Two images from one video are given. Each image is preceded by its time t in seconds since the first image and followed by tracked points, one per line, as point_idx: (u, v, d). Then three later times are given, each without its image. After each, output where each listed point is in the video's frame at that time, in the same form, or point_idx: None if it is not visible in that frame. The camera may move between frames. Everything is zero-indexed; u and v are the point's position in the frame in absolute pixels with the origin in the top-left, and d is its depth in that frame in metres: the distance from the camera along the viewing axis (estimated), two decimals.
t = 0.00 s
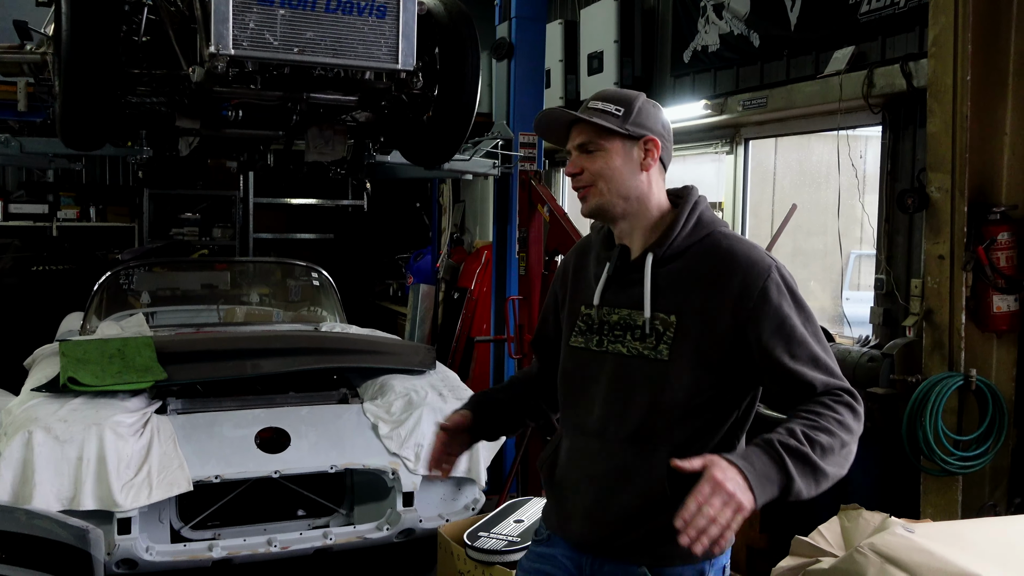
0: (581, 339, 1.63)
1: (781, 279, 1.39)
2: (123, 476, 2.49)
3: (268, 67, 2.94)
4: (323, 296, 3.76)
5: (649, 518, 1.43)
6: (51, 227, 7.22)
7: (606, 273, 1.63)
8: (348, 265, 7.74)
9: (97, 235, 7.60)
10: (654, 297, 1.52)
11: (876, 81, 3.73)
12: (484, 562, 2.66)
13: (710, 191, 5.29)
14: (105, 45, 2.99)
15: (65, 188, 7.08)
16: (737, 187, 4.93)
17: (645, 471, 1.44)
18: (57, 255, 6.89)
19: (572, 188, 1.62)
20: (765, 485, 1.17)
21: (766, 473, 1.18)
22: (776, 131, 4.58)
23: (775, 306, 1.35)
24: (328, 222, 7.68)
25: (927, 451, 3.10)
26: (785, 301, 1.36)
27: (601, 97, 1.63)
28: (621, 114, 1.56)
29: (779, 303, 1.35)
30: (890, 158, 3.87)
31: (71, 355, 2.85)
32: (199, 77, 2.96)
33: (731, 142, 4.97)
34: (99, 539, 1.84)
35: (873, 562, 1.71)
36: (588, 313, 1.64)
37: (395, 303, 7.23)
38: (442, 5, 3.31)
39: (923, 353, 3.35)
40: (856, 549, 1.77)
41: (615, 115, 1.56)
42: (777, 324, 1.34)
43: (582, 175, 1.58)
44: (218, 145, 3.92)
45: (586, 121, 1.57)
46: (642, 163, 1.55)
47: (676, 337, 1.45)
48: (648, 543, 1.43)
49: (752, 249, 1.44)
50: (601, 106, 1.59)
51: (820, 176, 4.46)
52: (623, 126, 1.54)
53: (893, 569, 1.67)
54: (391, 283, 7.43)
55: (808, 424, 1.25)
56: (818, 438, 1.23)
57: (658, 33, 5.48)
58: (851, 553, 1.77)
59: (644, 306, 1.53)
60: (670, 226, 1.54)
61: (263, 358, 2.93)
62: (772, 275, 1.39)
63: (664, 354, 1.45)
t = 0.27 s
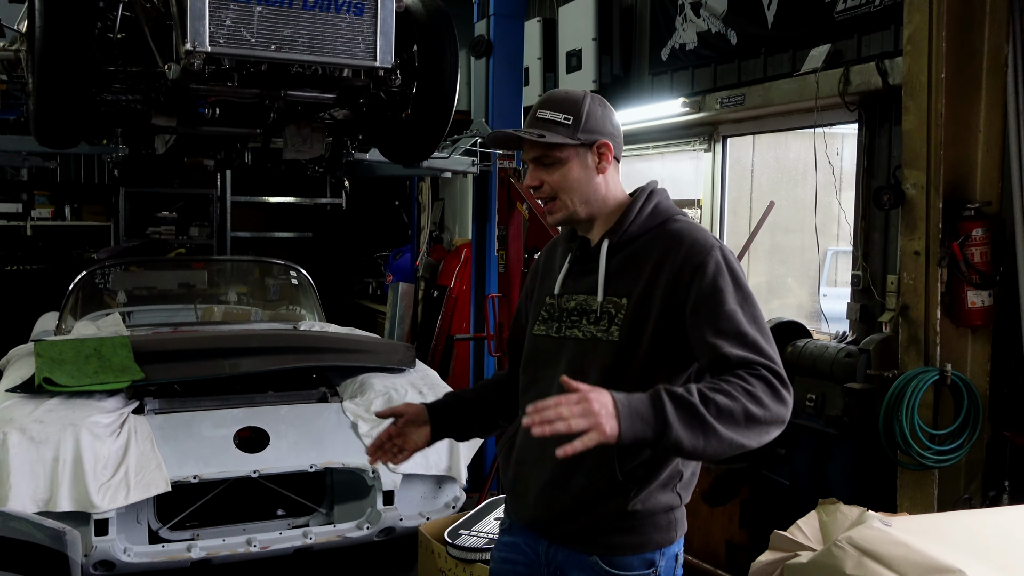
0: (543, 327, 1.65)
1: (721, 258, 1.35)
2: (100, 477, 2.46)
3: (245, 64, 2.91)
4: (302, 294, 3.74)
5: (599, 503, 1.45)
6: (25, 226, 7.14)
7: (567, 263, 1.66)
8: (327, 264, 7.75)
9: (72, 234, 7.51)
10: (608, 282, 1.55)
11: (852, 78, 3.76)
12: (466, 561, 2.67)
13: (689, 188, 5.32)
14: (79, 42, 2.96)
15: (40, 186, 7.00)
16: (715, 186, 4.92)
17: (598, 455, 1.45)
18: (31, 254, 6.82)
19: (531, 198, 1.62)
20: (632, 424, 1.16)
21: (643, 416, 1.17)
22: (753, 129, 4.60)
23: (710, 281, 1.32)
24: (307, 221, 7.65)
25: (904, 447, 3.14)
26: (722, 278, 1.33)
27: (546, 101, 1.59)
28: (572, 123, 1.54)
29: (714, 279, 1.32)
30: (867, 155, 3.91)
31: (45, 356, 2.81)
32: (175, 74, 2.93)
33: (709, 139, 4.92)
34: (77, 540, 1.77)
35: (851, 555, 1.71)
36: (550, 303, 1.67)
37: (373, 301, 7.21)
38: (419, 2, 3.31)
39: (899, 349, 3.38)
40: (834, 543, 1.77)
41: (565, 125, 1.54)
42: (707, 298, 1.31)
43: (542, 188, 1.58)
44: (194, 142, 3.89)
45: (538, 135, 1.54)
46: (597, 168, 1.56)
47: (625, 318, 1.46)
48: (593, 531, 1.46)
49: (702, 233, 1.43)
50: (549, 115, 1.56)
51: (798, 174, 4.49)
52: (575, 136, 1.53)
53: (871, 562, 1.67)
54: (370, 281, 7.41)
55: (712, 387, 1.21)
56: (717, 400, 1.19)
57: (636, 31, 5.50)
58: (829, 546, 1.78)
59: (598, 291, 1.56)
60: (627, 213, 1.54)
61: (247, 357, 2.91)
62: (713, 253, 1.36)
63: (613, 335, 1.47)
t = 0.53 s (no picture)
0: (518, 329, 1.66)
1: (688, 258, 1.40)
2: (89, 479, 2.45)
3: (234, 65, 2.91)
4: (292, 296, 3.77)
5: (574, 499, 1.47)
6: (13, 228, 7.11)
7: (536, 268, 1.69)
8: (318, 265, 7.75)
9: (62, 236, 7.49)
10: (573, 282, 1.57)
11: (839, 78, 3.78)
12: (455, 560, 2.68)
13: (678, 188, 5.33)
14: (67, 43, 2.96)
15: (28, 188, 6.95)
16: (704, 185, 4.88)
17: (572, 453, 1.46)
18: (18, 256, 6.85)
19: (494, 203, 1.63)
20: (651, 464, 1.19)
21: (656, 452, 1.19)
22: (742, 129, 4.62)
23: (680, 284, 1.36)
24: (298, 222, 7.65)
25: (894, 446, 3.15)
26: (690, 279, 1.37)
27: (508, 106, 1.59)
28: (530, 131, 1.54)
29: (683, 280, 1.36)
30: (854, 155, 3.93)
31: (33, 357, 2.79)
32: (163, 75, 2.92)
33: (698, 139, 4.92)
34: (66, 545, 1.82)
35: (840, 553, 1.72)
36: (525, 305, 1.68)
37: (364, 302, 7.22)
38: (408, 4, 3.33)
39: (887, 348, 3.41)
40: (823, 541, 1.78)
41: (523, 133, 1.54)
42: (679, 302, 1.35)
43: (504, 194, 1.59)
44: (182, 143, 3.89)
45: (496, 144, 1.54)
46: (556, 174, 1.57)
47: (592, 318, 1.48)
48: (571, 524, 1.48)
49: (665, 229, 1.45)
50: (509, 122, 1.56)
51: (787, 174, 4.51)
52: (533, 145, 1.54)
53: (860, 560, 1.68)
54: (360, 282, 7.41)
55: (706, 406, 1.26)
56: (714, 419, 1.24)
57: (625, 31, 5.51)
58: (818, 544, 1.79)
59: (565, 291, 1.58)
60: (591, 211, 1.57)
61: (239, 357, 2.90)
62: (680, 254, 1.40)
63: (580, 335, 1.49)
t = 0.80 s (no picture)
0: (518, 327, 1.67)
1: (691, 254, 1.46)
2: (92, 483, 2.47)
3: (235, 70, 2.92)
4: (294, 299, 3.74)
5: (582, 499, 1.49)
6: (16, 233, 7.14)
7: (536, 266, 1.71)
8: (320, 268, 7.75)
9: (65, 240, 7.52)
10: (579, 282, 1.60)
11: (839, 81, 3.80)
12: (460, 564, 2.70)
13: (679, 191, 5.34)
14: (69, 48, 2.97)
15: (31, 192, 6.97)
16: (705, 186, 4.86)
17: (580, 453, 1.49)
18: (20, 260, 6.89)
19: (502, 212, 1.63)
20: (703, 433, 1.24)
21: (705, 423, 1.25)
22: (742, 132, 4.63)
23: (685, 280, 1.43)
24: (299, 225, 7.67)
25: (894, 447, 3.16)
26: (695, 274, 1.44)
27: (521, 114, 1.60)
28: (547, 141, 1.56)
29: (688, 276, 1.43)
30: (854, 157, 3.94)
31: (37, 361, 2.81)
32: (165, 80, 2.94)
33: (698, 142, 4.93)
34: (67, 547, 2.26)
35: (841, 554, 1.71)
36: (525, 302, 1.69)
37: (366, 305, 7.24)
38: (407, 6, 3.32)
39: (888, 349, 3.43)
40: (824, 542, 1.78)
41: (540, 143, 1.57)
42: (687, 296, 1.41)
43: (516, 203, 1.60)
44: (184, 147, 3.91)
45: (513, 154, 1.56)
46: (569, 185, 1.60)
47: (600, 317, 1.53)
48: (577, 525, 1.50)
49: (665, 226, 1.52)
50: (525, 130, 1.58)
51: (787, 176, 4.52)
52: (550, 156, 1.56)
53: (861, 560, 1.67)
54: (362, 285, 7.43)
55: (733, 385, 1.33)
56: (743, 396, 1.32)
57: (625, 34, 5.52)
58: (819, 545, 1.78)
59: (568, 291, 1.61)
60: (592, 212, 1.60)
61: (242, 361, 2.91)
62: (683, 250, 1.47)
63: (589, 334, 1.52)
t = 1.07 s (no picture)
0: (527, 327, 1.66)
1: (708, 248, 1.48)
2: (97, 488, 2.46)
3: (239, 75, 2.93)
4: (298, 304, 3.78)
5: (594, 499, 1.50)
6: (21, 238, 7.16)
7: (545, 268, 1.72)
8: (324, 272, 7.76)
9: (69, 245, 7.54)
10: (592, 283, 1.61)
11: (843, 83, 3.80)
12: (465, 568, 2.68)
13: (683, 194, 5.34)
14: (75, 54, 2.98)
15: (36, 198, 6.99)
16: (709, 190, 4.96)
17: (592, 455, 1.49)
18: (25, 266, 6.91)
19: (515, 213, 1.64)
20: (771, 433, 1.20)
21: (773, 426, 1.21)
22: (746, 135, 4.63)
23: (706, 271, 1.43)
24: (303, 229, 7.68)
25: (900, 450, 3.17)
26: (716, 265, 1.44)
27: (531, 115, 1.62)
28: (560, 140, 1.59)
29: (710, 267, 1.44)
30: (858, 160, 3.93)
31: (43, 367, 2.81)
32: (170, 85, 2.95)
33: (702, 146, 4.98)
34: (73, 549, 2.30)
35: (847, 558, 1.70)
36: (533, 301, 1.68)
37: (370, 309, 7.24)
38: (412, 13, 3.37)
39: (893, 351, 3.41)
40: (830, 546, 1.76)
41: (554, 141, 1.59)
42: (709, 286, 1.42)
43: (529, 202, 1.61)
44: (189, 152, 3.91)
45: (529, 150, 1.57)
46: (581, 184, 1.62)
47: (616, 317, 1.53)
48: (587, 527, 1.51)
49: (678, 224, 1.55)
50: (537, 130, 1.60)
51: (791, 179, 4.51)
52: (564, 153, 1.59)
53: (868, 565, 1.66)
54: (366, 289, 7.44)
55: (785, 368, 1.30)
56: (800, 379, 1.28)
57: (628, 38, 5.52)
58: (824, 549, 1.76)
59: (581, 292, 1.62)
60: (602, 215, 1.62)
61: (247, 365, 2.91)
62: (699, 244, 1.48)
63: (605, 335, 1.53)
